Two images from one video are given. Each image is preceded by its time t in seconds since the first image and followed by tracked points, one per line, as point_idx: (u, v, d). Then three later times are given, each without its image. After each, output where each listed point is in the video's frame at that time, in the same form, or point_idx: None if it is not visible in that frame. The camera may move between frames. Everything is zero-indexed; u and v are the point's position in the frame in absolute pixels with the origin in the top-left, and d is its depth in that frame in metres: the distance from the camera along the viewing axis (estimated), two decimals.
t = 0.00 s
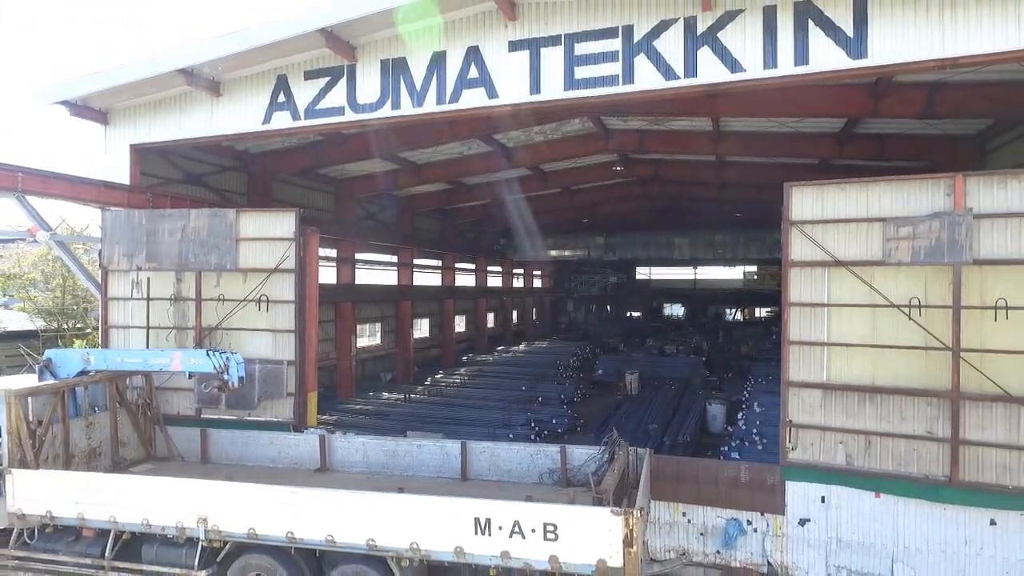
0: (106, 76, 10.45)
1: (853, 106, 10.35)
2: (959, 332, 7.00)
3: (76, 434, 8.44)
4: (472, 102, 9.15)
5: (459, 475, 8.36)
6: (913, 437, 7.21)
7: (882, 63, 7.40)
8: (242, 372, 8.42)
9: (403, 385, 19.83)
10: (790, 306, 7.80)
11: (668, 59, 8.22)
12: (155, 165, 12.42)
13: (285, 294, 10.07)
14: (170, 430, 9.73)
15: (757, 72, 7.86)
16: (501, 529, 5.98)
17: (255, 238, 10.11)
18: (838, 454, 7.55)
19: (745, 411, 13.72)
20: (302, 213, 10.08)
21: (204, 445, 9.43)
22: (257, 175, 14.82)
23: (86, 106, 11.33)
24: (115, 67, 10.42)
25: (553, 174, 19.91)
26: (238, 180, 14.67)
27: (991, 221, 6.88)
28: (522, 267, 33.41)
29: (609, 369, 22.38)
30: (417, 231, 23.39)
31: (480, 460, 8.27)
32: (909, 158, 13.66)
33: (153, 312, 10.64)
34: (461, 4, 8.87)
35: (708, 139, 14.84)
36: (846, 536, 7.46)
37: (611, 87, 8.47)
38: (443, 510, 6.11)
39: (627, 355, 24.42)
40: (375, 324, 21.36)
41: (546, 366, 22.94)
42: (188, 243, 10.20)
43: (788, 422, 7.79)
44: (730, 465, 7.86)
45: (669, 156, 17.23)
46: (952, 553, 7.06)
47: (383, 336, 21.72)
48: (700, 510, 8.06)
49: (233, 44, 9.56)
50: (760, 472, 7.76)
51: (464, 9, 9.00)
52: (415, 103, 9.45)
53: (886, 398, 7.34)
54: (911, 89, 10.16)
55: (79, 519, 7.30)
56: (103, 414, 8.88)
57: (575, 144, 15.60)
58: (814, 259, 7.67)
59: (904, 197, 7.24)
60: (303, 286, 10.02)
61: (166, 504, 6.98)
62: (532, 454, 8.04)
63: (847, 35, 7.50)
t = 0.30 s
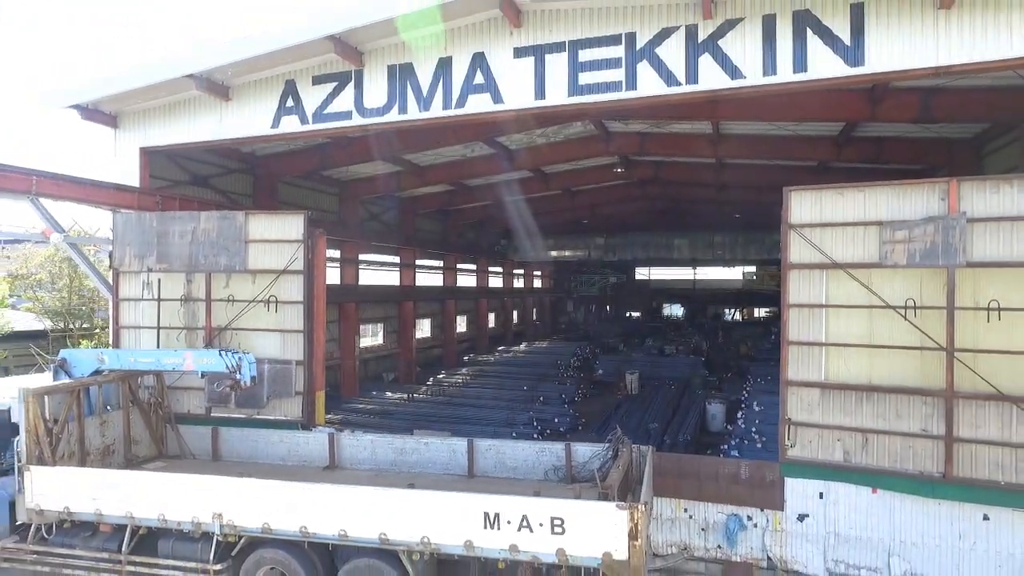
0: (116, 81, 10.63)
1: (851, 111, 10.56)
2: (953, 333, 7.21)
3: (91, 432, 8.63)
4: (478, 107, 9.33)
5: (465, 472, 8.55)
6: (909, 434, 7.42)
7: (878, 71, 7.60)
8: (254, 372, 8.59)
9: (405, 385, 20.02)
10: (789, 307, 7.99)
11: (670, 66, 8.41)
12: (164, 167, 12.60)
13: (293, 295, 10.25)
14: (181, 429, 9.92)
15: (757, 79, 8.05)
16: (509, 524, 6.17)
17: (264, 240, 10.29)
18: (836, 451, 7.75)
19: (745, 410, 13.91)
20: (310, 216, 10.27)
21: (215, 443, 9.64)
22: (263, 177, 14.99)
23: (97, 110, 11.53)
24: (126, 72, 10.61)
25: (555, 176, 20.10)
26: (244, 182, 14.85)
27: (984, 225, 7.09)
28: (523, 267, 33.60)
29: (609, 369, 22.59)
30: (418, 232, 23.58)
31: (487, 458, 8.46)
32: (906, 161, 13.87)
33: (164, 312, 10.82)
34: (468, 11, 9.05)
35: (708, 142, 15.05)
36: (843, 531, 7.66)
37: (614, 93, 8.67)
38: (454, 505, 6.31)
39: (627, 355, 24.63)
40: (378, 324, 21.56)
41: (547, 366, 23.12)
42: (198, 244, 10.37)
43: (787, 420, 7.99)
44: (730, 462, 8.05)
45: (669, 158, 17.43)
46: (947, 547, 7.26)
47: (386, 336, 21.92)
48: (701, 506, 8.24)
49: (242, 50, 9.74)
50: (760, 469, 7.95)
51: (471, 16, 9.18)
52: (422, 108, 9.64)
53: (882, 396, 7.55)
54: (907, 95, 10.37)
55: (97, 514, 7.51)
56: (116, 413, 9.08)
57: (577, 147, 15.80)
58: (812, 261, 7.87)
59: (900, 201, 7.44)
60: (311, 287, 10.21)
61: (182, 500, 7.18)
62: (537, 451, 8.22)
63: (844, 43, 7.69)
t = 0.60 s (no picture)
0: (132, 86, 10.84)
1: (852, 116, 10.79)
2: (951, 333, 7.46)
3: (111, 429, 8.86)
4: (488, 113, 9.53)
5: (477, 468, 8.77)
6: (909, 431, 7.67)
7: (879, 79, 7.82)
8: (271, 371, 8.79)
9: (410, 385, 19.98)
10: (792, 308, 8.21)
11: (676, 73, 8.62)
12: (177, 170, 12.81)
13: (306, 296, 10.46)
14: (197, 427, 10.14)
15: (761, 86, 8.27)
16: (524, 517, 6.40)
17: (277, 242, 10.51)
18: (838, 447, 8.00)
19: (747, 409, 14.11)
20: (323, 218, 10.47)
21: (231, 440, 9.87)
22: (272, 179, 15.20)
23: (112, 114, 11.75)
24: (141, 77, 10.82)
25: (558, 178, 20.33)
26: (253, 184, 15.07)
27: (981, 228, 7.33)
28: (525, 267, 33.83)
29: (611, 368, 22.82)
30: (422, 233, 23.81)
31: (498, 454, 8.67)
32: (905, 164, 14.10)
33: (179, 312, 11.04)
34: (478, 18, 9.25)
35: (710, 145, 15.28)
36: (845, 525, 7.88)
37: (622, 99, 8.88)
38: (470, 499, 6.53)
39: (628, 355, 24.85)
40: (383, 324, 21.79)
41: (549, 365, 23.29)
42: (212, 246, 10.53)
43: (790, 417, 8.22)
44: (735, 459, 8.26)
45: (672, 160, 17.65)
46: (945, 540, 7.50)
47: (390, 336, 22.16)
48: (707, 502, 8.46)
49: (257, 56, 9.95)
50: (764, 465, 8.17)
51: (481, 24, 9.38)
52: (433, 112, 9.84)
53: (883, 394, 7.80)
54: (907, 100, 10.59)
55: (120, 509, 7.75)
56: (135, 411, 9.31)
57: (581, 149, 16.02)
58: (815, 263, 8.09)
59: (901, 205, 7.67)
60: (324, 287, 10.43)
61: (204, 495, 7.40)
62: (547, 448, 8.43)
63: (846, 52, 7.91)
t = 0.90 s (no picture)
0: (151, 91, 11.09)
1: (854, 121, 11.03)
2: (952, 334, 7.73)
3: (134, 426, 9.12)
4: (500, 118, 9.77)
5: (490, 464, 9.02)
6: (911, 428, 7.94)
7: (882, 87, 8.06)
8: (291, 370, 9.00)
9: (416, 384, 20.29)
10: (798, 309, 8.47)
11: (685, 80, 8.86)
12: (191, 173, 13.04)
13: (321, 297, 10.71)
14: (215, 424, 10.39)
15: (767, 93, 8.51)
16: (540, 510, 6.64)
17: (293, 244, 10.74)
18: (842, 444, 8.27)
19: (750, 408, 14.36)
20: (337, 220, 10.70)
21: (249, 437, 10.11)
22: (283, 181, 15.45)
23: (130, 118, 12.01)
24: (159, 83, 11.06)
25: (562, 180, 20.58)
26: (264, 187, 15.31)
27: (980, 233, 7.59)
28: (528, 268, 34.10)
29: (614, 368, 23.07)
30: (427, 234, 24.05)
31: (511, 451, 8.91)
32: (906, 168, 14.35)
33: (196, 312, 11.29)
34: (491, 27, 9.49)
35: (714, 148, 15.54)
36: (849, 519, 8.12)
37: (631, 105, 9.11)
38: (489, 493, 6.77)
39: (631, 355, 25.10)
40: (389, 325, 22.06)
41: (553, 365, 23.53)
42: (230, 247, 10.74)
43: (795, 415, 8.47)
44: (741, 455, 8.51)
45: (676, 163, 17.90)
46: (946, 534, 7.74)
47: (396, 336, 22.42)
48: (714, 497, 8.68)
49: (274, 63, 10.20)
50: (770, 461, 8.42)
51: (494, 32, 9.62)
52: (446, 118, 10.08)
53: (885, 392, 8.07)
54: (908, 105, 10.84)
55: (147, 503, 8.01)
56: (156, 409, 9.56)
57: (587, 152, 16.26)
58: (820, 265, 8.35)
59: (903, 210, 7.93)
60: (338, 288, 10.66)
61: (229, 490, 7.66)
62: (559, 444, 8.67)
63: (849, 61, 8.16)
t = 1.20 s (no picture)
0: (171, 96, 11.36)
1: (857, 126, 11.32)
2: (953, 333, 8.01)
3: (159, 423, 9.39)
4: (514, 123, 10.04)
5: (505, 459, 9.28)
6: (913, 424, 8.21)
7: (886, 95, 8.34)
8: (312, 367, 9.24)
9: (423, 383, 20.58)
10: (804, 309, 8.74)
11: (694, 87, 9.13)
12: (208, 176, 13.32)
13: (338, 297, 10.98)
14: (235, 421, 10.65)
15: (774, 100, 8.78)
16: (559, 502, 6.92)
17: (310, 246, 11.01)
18: (846, 439, 8.54)
19: (755, 406, 14.62)
20: (353, 222, 10.96)
21: (269, 434, 10.39)
22: (295, 184, 15.73)
23: (149, 122, 12.28)
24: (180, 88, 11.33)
25: (568, 181, 20.86)
26: (277, 189, 15.58)
27: (981, 235, 7.86)
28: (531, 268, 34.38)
29: (618, 368, 23.37)
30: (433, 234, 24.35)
31: (525, 446, 9.19)
32: (908, 170, 14.63)
33: (215, 312, 11.56)
34: (505, 34, 9.76)
35: (719, 151, 15.82)
36: (853, 512, 8.39)
37: (642, 111, 9.38)
38: (508, 486, 7.04)
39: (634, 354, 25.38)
40: (396, 324, 22.34)
41: (557, 364, 23.79)
42: (249, 249, 11.03)
43: (802, 411, 8.74)
44: (749, 451, 8.78)
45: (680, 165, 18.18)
46: (947, 526, 8.01)
47: (404, 335, 22.71)
48: (723, 491, 9.00)
49: (293, 69, 10.48)
50: (777, 456, 8.69)
51: (508, 39, 9.89)
52: (460, 123, 10.35)
53: (889, 389, 8.34)
54: (910, 110, 11.11)
55: (174, 497, 8.29)
56: (180, 406, 9.83)
57: (594, 155, 16.52)
58: (825, 267, 8.62)
59: (906, 213, 8.20)
60: (355, 289, 10.93)
61: (255, 483, 7.93)
62: (572, 441, 8.95)
63: (854, 69, 8.43)
